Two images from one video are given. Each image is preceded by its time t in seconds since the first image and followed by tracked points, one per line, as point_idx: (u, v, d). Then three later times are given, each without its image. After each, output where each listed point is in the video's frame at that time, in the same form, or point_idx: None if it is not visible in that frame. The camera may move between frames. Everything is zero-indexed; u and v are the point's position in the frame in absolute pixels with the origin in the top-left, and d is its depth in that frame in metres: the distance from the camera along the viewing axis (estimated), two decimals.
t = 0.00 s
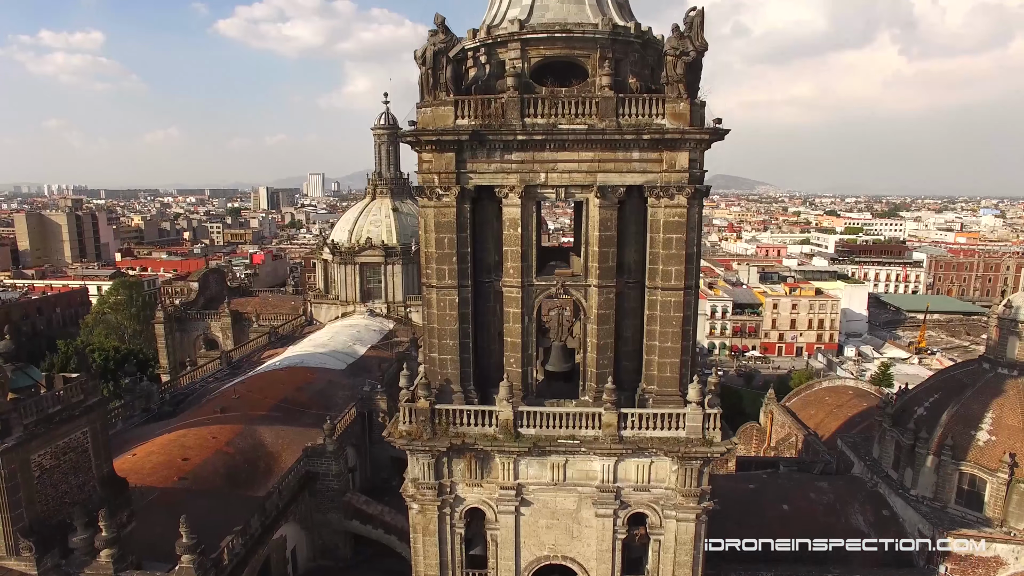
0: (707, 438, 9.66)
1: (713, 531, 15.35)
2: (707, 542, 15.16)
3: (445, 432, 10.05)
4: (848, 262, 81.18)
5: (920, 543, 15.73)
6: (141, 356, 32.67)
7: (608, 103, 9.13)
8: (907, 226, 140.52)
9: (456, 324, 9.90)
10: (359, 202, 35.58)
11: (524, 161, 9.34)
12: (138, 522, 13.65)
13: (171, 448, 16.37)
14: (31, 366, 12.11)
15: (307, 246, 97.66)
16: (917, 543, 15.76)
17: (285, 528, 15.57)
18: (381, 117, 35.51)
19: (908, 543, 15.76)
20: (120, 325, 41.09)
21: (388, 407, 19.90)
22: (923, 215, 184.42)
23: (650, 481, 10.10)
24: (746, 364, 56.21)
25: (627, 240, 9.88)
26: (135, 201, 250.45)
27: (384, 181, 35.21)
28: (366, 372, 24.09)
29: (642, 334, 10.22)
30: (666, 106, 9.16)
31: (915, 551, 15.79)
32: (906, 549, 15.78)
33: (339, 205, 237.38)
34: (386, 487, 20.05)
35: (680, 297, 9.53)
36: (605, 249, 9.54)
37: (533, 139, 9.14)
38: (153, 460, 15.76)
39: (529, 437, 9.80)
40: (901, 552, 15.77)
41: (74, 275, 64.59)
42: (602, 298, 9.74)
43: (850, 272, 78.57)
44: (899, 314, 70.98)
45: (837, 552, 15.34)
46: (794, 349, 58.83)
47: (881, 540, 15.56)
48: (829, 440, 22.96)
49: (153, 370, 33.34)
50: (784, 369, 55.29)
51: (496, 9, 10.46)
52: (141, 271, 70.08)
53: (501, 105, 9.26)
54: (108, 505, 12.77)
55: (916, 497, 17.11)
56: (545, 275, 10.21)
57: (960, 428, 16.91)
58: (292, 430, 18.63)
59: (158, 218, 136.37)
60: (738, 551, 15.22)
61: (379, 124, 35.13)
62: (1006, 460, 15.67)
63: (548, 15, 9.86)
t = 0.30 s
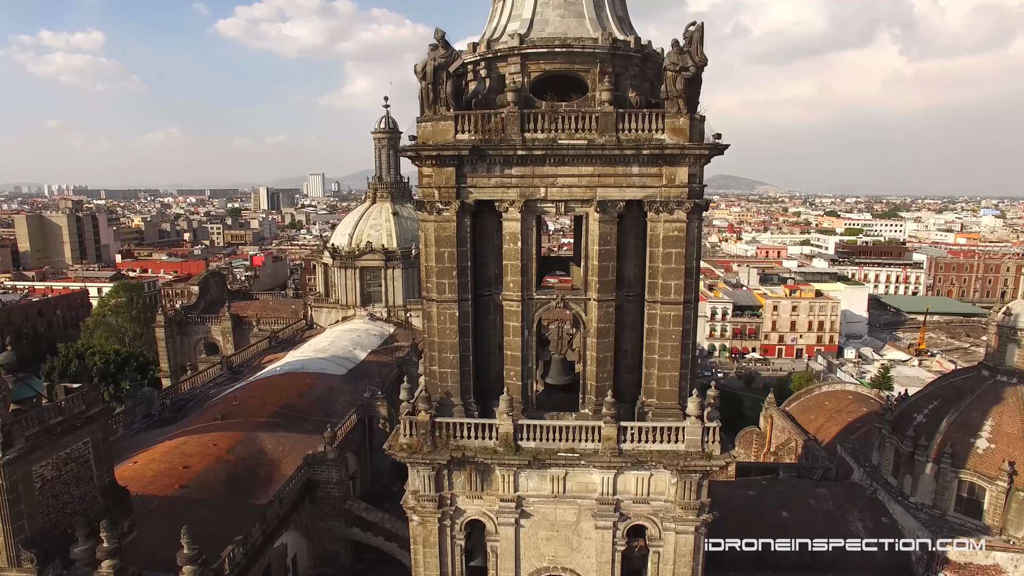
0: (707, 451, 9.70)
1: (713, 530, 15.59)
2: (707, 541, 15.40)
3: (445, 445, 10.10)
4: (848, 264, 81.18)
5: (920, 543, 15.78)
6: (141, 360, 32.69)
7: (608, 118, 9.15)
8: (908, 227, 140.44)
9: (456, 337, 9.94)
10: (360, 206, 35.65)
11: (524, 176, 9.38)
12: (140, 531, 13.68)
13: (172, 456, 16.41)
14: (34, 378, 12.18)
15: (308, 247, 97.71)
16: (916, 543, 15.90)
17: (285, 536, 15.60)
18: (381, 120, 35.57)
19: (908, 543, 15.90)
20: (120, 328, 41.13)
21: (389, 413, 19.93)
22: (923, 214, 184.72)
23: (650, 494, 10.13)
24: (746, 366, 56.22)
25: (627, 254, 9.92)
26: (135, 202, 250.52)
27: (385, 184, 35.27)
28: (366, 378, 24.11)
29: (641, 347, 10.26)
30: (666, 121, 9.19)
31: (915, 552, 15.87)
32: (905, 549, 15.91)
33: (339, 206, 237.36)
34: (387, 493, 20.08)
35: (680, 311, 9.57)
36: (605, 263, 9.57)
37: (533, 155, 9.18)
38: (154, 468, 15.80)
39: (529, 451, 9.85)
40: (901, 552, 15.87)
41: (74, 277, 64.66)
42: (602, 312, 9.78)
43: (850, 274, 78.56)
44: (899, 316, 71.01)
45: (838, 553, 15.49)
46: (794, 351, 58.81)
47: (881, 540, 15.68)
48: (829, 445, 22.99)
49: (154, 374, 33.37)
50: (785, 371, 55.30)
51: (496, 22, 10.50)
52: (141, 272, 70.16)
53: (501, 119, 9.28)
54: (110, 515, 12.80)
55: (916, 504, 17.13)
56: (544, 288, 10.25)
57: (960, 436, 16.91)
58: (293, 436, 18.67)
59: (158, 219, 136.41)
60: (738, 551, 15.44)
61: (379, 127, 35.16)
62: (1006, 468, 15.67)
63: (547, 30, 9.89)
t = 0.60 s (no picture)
0: (706, 464, 9.75)
1: (713, 531, 15.67)
2: (707, 542, 15.47)
3: (445, 457, 10.15)
4: (848, 265, 81.23)
5: (920, 543, 15.99)
6: (141, 363, 32.68)
7: (608, 133, 9.16)
8: (908, 227, 140.50)
9: (457, 351, 9.98)
10: (360, 210, 35.70)
11: (524, 191, 9.41)
12: (141, 540, 13.71)
13: (173, 463, 16.42)
14: (36, 389, 12.28)
15: (308, 249, 97.71)
16: (916, 543, 16.10)
17: (286, 545, 15.63)
18: (381, 124, 35.63)
19: (907, 544, 16.11)
20: (120, 332, 41.09)
21: (389, 420, 19.98)
22: (924, 214, 184.46)
23: (649, 506, 10.17)
24: (746, 368, 56.24)
25: (627, 267, 9.95)
26: (134, 202, 250.40)
27: (385, 188, 35.32)
28: (367, 383, 24.15)
29: (641, 360, 10.30)
30: (666, 136, 9.21)
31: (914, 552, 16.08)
32: (904, 548, 16.13)
33: (339, 207, 237.30)
34: (387, 499, 20.11)
35: (680, 325, 9.61)
36: (605, 276, 9.61)
37: (533, 169, 9.21)
38: (154, 476, 15.82)
39: (529, 463, 9.89)
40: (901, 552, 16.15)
41: (74, 279, 64.59)
42: (602, 325, 9.82)
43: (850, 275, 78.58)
44: (899, 318, 71.05)
45: (838, 553, 15.65)
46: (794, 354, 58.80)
47: (881, 540, 15.89)
48: (828, 451, 23.01)
49: (154, 378, 33.37)
50: (785, 373, 55.31)
51: (496, 35, 10.53)
52: (141, 274, 70.15)
53: (501, 134, 9.31)
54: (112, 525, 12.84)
55: (916, 511, 17.17)
56: (544, 301, 10.29)
57: (959, 443, 16.94)
58: (293, 443, 18.70)
59: (159, 220, 136.43)
60: (738, 551, 15.52)
61: (379, 131, 35.22)
62: (1005, 476, 15.71)
63: (547, 44, 9.92)
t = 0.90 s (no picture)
0: (705, 477, 9.79)
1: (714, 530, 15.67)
2: (707, 541, 15.45)
3: (445, 470, 10.19)
4: (848, 266, 81.26)
5: (921, 543, 16.14)
6: (142, 366, 32.68)
7: (608, 147, 9.19)
8: (908, 228, 140.46)
9: (457, 364, 10.03)
10: (360, 213, 35.73)
11: (524, 205, 9.44)
12: (142, 549, 13.74)
13: (175, 471, 16.46)
14: (37, 399, 12.31)
15: (308, 250, 97.74)
16: (916, 543, 16.22)
17: (288, 552, 15.67)
18: (381, 128, 35.65)
19: (908, 543, 16.34)
20: (121, 334, 41.11)
21: (389, 426, 20.01)
22: (924, 215, 184.63)
23: (649, 517, 10.19)
24: (746, 369, 56.26)
25: (627, 280, 9.99)
26: (135, 202, 250.42)
27: (385, 191, 35.36)
28: (367, 389, 24.19)
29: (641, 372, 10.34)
30: (665, 150, 9.23)
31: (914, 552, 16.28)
32: (904, 549, 16.25)
33: (339, 207, 237.26)
34: (388, 504, 20.15)
35: (680, 339, 9.65)
36: (605, 290, 9.65)
37: (533, 183, 9.23)
38: (155, 484, 15.87)
39: (529, 476, 9.93)
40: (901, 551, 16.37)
41: (75, 280, 64.60)
42: (602, 338, 9.86)
43: (850, 276, 78.60)
44: (899, 319, 71.10)
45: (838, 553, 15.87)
46: (794, 355, 58.68)
47: (881, 541, 16.13)
48: (828, 455, 23.04)
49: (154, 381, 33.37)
50: (785, 375, 55.31)
51: (496, 48, 10.56)
52: (141, 276, 70.20)
53: (501, 148, 9.33)
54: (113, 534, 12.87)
55: (915, 518, 17.20)
56: (544, 314, 10.34)
57: (959, 450, 16.94)
58: (294, 449, 18.76)
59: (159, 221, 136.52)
60: (738, 551, 15.54)
61: (379, 135, 35.29)
62: (1004, 483, 15.73)
63: (547, 57, 9.95)
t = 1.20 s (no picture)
0: (704, 489, 9.85)
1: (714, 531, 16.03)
2: (707, 541, 15.85)
3: (446, 481, 10.24)
4: (848, 267, 81.29)
5: (921, 543, 16.53)
6: (142, 369, 32.73)
7: (608, 162, 9.23)
8: (908, 229, 140.44)
9: (457, 376, 10.10)
10: (361, 216, 35.77)
11: (524, 219, 9.48)
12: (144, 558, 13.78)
13: (176, 478, 16.49)
14: (39, 409, 12.40)
15: (308, 251, 97.81)
16: (916, 542, 16.58)
17: (289, 560, 15.72)
18: (382, 131, 35.68)
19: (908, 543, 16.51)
20: (122, 337, 41.21)
21: (390, 432, 20.06)
22: (926, 215, 184.44)
23: (648, 529, 10.23)
24: (746, 371, 56.27)
25: (627, 293, 10.03)
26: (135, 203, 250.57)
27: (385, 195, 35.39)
28: (368, 394, 24.24)
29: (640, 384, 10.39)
30: (665, 164, 9.27)
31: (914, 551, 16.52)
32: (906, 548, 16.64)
33: (339, 207, 237.26)
34: (389, 510, 20.19)
35: (678, 352, 9.72)
36: (604, 303, 9.71)
37: (533, 198, 9.27)
38: (157, 491, 15.91)
39: (529, 488, 9.99)
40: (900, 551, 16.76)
41: (76, 282, 64.68)
42: (601, 351, 9.92)
43: (850, 277, 78.62)
44: (899, 320, 71.15)
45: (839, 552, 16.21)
46: (794, 357, 58.70)
47: (881, 540, 16.42)
48: (828, 460, 23.07)
49: (154, 384, 33.41)
50: (785, 377, 55.35)
51: (496, 61, 10.59)
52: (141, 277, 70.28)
53: (501, 162, 9.37)
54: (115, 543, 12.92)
55: (915, 524, 17.24)
56: (544, 326, 10.39)
57: (958, 457, 16.98)
58: (295, 455, 18.79)
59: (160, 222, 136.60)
60: (739, 551, 15.89)
61: (380, 139, 35.38)
62: (1003, 491, 15.75)
63: (547, 71, 9.99)
